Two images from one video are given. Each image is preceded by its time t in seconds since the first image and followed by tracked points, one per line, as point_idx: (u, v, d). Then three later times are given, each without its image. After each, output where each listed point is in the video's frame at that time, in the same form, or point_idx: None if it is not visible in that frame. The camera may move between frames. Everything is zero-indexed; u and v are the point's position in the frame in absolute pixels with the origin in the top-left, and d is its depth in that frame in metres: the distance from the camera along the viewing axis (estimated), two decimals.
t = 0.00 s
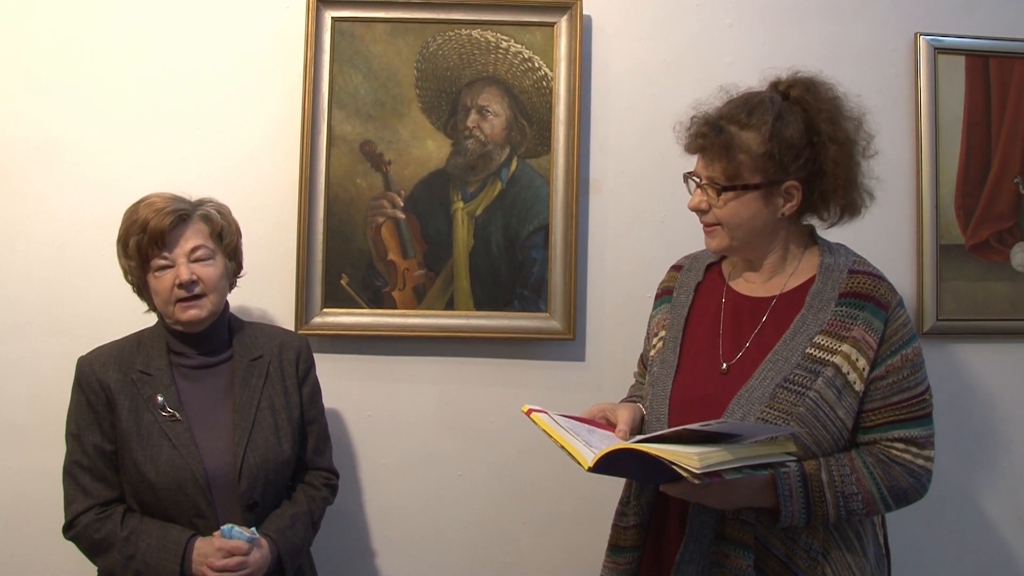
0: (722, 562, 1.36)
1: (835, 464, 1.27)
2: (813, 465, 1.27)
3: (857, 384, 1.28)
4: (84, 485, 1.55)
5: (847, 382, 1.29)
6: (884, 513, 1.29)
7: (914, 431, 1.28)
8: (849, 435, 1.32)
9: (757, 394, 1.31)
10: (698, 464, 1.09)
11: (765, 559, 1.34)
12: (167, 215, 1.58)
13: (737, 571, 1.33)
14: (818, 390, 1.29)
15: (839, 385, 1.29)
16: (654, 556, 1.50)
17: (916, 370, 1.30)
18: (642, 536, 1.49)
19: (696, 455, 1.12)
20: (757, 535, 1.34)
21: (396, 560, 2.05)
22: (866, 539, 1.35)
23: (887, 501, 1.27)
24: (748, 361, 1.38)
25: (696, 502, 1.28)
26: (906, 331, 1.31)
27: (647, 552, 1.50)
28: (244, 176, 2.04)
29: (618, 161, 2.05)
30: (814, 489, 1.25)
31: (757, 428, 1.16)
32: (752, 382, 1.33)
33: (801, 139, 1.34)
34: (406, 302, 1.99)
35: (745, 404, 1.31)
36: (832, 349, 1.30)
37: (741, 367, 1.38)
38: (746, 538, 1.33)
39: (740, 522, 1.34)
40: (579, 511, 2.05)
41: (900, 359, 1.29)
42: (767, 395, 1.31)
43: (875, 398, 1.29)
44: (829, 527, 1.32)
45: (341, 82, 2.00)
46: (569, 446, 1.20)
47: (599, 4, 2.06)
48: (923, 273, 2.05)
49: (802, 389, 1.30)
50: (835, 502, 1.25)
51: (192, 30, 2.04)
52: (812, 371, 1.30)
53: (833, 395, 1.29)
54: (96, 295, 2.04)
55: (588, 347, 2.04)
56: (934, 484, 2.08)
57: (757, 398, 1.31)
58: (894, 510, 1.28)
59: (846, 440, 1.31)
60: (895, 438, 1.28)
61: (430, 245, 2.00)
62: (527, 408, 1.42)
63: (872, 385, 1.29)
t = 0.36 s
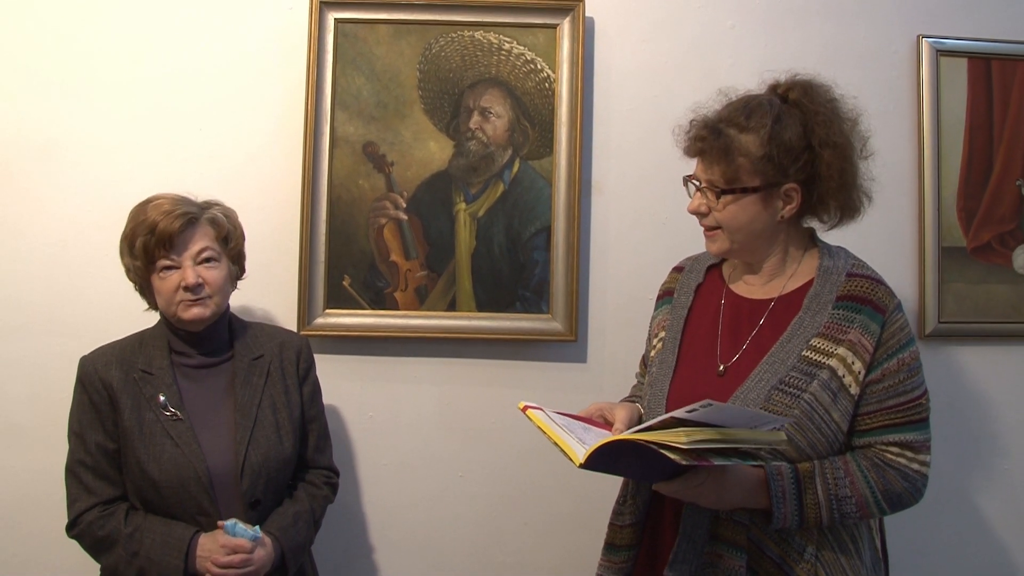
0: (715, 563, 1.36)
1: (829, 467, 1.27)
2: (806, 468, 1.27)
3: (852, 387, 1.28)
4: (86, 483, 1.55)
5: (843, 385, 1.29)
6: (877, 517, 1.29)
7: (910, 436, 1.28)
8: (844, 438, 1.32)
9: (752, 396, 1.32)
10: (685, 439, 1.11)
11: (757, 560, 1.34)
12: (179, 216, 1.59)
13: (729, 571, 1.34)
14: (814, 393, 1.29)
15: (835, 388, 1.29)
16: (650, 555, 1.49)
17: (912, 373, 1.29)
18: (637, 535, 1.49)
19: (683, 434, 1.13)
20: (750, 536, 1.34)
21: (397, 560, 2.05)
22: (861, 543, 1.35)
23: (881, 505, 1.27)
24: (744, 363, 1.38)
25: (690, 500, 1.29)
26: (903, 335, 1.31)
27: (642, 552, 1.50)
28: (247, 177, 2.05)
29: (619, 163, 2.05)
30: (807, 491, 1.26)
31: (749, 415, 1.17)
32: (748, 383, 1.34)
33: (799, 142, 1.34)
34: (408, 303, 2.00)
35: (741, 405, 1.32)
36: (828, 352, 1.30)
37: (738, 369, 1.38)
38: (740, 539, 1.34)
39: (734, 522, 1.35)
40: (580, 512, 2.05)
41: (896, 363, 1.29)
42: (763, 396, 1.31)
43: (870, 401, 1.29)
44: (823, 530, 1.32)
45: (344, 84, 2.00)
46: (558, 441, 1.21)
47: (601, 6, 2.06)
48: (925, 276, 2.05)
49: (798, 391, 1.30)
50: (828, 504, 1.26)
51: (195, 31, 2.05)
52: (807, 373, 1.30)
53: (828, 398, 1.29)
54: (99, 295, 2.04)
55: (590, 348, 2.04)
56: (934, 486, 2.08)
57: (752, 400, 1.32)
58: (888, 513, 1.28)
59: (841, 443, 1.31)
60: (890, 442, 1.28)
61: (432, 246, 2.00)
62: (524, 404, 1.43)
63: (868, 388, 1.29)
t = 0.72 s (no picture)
0: (715, 562, 1.37)
1: (829, 466, 1.27)
2: (808, 467, 1.27)
3: (853, 387, 1.28)
4: (87, 486, 1.56)
5: (844, 385, 1.28)
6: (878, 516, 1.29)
7: (910, 435, 1.27)
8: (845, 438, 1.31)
9: (754, 395, 1.32)
10: (688, 459, 1.10)
11: (758, 560, 1.34)
12: (234, 214, 1.66)
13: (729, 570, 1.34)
14: (815, 392, 1.29)
15: (836, 388, 1.28)
16: (650, 555, 1.49)
17: (913, 373, 1.28)
18: (638, 536, 1.49)
19: (686, 450, 1.12)
20: (751, 535, 1.34)
21: (398, 559, 2.05)
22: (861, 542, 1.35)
23: (881, 504, 1.27)
24: (745, 363, 1.38)
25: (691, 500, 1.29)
26: (903, 336, 1.30)
27: (642, 551, 1.50)
28: (250, 176, 2.05)
29: (622, 162, 2.05)
30: (808, 490, 1.26)
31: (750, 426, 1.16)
32: (749, 383, 1.33)
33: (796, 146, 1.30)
34: (410, 302, 2.00)
35: (742, 405, 1.32)
36: (829, 351, 1.30)
37: (738, 369, 1.38)
38: (740, 539, 1.34)
39: (734, 522, 1.35)
40: (582, 511, 2.05)
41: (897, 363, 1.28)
42: (764, 396, 1.31)
43: (871, 401, 1.29)
44: (824, 530, 1.32)
45: (347, 83, 2.00)
46: (560, 440, 1.22)
47: (604, 5, 2.06)
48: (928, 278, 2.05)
49: (799, 391, 1.30)
50: (829, 504, 1.25)
51: (198, 30, 2.05)
52: (808, 373, 1.30)
53: (829, 398, 1.28)
54: (103, 294, 2.04)
55: (592, 348, 2.04)
56: (936, 487, 2.08)
57: (753, 399, 1.31)
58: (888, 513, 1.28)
59: (842, 442, 1.31)
60: (891, 442, 1.28)
61: (435, 245, 2.00)
62: (526, 403, 1.43)
63: (868, 388, 1.29)
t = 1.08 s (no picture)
0: (730, 564, 1.36)
1: (841, 463, 1.27)
2: (820, 465, 1.27)
3: (862, 383, 1.28)
4: (89, 484, 1.55)
5: (853, 382, 1.28)
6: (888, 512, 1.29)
7: (919, 430, 1.28)
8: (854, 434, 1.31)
9: (764, 395, 1.31)
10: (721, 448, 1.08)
11: (772, 560, 1.34)
12: (247, 223, 1.64)
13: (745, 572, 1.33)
14: (825, 390, 1.28)
15: (846, 385, 1.28)
16: (657, 556, 1.50)
17: (919, 369, 1.29)
18: (646, 539, 1.47)
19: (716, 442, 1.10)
20: (765, 535, 1.34)
21: (401, 558, 2.05)
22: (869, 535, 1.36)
23: (893, 499, 1.26)
24: (752, 363, 1.37)
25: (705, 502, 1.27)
26: (909, 332, 1.31)
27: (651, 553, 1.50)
28: (253, 174, 2.04)
29: (626, 160, 2.04)
30: (821, 488, 1.25)
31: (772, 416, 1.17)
32: (758, 383, 1.32)
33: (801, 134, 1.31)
34: (413, 300, 1.99)
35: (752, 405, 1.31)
36: (837, 349, 1.30)
37: (746, 369, 1.37)
38: (755, 539, 1.33)
39: (748, 522, 1.34)
40: (585, 509, 2.05)
41: (903, 359, 1.29)
42: (775, 395, 1.30)
43: (879, 397, 1.29)
44: (836, 526, 1.32)
45: (349, 80, 2.00)
46: (582, 450, 1.19)
47: (607, 3, 2.06)
48: (932, 276, 2.04)
49: (810, 389, 1.29)
50: (842, 501, 1.25)
51: (200, 27, 2.04)
52: (818, 371, 1.30)
53: (840, 396, 1.28)
54: (104, 292, 2.04)
55: (595, 346, 2.04)
56: (939, 485, 2.08)
57: (764, 400, 1.30)
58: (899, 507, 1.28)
59: (851, 439, 1.30)
60: (899, 437, 1.28)
61: (437, 243, 2.00)
62: (537, 411, 1.41)
63: (877, 384, 1.29)
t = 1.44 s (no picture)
0: (746, 562, 1.33)
1: (853, 456, 1.26)
2: (833, 457, 1.25)
3: (871, 375, 1.28)
4: (92, 485, 1.55)
5: (863, 374, 1.28)
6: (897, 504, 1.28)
7: (925, 421, 1.28)
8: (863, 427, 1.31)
9: (777, 388, 1.29)
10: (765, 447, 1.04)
11: (787, 556, 1.32)
12: (249, 219, 1.63)
13: (763, 569, 1.30)
14: (837, 382, 1.28)
15: (856, 377, 1.28)
16: (664, 558, 1.47)
17: (922, 361, 1.31)
18: (653, 540, 1.45)
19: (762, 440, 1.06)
20: (779, 531, 1.32)
21: (403, 559, 2.05)
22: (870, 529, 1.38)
23: (903, 490, 1.26)
24: (761, 357, 1.36)
25: (723, 498, 1.25)
26: (912, 326, 1.32)
27: (657, 555, 1.46)
28: (254, 174, 2.04)
29: (628, 159, 2.04)
30: (836, 480, 1.24)
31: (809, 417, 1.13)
32: (770, 377, 1.31)
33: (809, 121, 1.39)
34: (415, 300, 1.99)
35: (767, 398, 1.29)
36: (846, 342, 1.30)
37: (755, 363, 1.36)
38: (771, 535, 1.31)
39: (763, 518, 1.32)
40: (588, 510, 2.05)
41: (908, 351, 1.30)
42: (787, 388, 1.29)
43: (887, 389, 1.30)
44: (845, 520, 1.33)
45: (350, 80, 1.99)
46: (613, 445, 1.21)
47: (609, 2, 2.06)
48: (934, 272, 2.04)
49: (821, 382, 1.28)
50: (856, 492, 1.24)
51: (202, 27, 2.04)
52: (829, 364, 1.29)
53: (850, 387, 1.28)
54: (106, 293, 2.04)
55: (597, 346, 2.03)
56: (942, 484, 2.07)
57: (778, 393, 1.29)
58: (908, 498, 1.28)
59: (861, 432, 1.29)
60: (906, 428, 1.28)
61: (439, 243, 1.99)
62: (552, 406, 1.40)
63: (884, 376, 1.30)
